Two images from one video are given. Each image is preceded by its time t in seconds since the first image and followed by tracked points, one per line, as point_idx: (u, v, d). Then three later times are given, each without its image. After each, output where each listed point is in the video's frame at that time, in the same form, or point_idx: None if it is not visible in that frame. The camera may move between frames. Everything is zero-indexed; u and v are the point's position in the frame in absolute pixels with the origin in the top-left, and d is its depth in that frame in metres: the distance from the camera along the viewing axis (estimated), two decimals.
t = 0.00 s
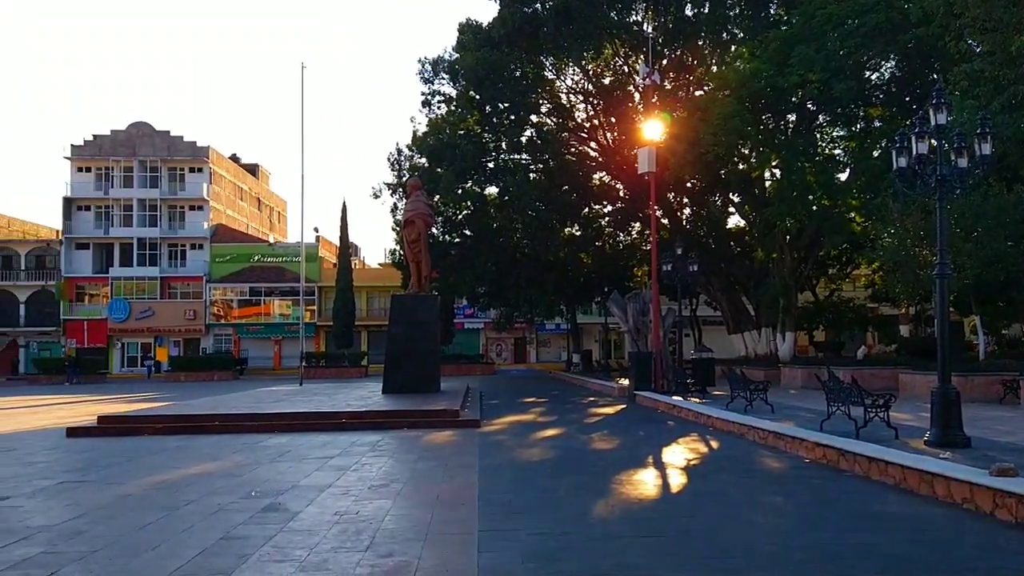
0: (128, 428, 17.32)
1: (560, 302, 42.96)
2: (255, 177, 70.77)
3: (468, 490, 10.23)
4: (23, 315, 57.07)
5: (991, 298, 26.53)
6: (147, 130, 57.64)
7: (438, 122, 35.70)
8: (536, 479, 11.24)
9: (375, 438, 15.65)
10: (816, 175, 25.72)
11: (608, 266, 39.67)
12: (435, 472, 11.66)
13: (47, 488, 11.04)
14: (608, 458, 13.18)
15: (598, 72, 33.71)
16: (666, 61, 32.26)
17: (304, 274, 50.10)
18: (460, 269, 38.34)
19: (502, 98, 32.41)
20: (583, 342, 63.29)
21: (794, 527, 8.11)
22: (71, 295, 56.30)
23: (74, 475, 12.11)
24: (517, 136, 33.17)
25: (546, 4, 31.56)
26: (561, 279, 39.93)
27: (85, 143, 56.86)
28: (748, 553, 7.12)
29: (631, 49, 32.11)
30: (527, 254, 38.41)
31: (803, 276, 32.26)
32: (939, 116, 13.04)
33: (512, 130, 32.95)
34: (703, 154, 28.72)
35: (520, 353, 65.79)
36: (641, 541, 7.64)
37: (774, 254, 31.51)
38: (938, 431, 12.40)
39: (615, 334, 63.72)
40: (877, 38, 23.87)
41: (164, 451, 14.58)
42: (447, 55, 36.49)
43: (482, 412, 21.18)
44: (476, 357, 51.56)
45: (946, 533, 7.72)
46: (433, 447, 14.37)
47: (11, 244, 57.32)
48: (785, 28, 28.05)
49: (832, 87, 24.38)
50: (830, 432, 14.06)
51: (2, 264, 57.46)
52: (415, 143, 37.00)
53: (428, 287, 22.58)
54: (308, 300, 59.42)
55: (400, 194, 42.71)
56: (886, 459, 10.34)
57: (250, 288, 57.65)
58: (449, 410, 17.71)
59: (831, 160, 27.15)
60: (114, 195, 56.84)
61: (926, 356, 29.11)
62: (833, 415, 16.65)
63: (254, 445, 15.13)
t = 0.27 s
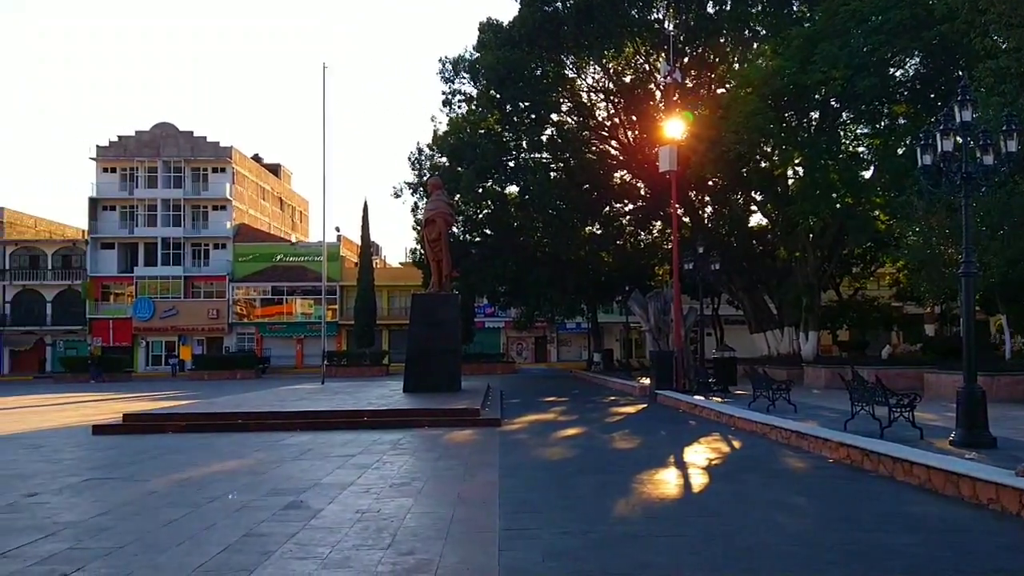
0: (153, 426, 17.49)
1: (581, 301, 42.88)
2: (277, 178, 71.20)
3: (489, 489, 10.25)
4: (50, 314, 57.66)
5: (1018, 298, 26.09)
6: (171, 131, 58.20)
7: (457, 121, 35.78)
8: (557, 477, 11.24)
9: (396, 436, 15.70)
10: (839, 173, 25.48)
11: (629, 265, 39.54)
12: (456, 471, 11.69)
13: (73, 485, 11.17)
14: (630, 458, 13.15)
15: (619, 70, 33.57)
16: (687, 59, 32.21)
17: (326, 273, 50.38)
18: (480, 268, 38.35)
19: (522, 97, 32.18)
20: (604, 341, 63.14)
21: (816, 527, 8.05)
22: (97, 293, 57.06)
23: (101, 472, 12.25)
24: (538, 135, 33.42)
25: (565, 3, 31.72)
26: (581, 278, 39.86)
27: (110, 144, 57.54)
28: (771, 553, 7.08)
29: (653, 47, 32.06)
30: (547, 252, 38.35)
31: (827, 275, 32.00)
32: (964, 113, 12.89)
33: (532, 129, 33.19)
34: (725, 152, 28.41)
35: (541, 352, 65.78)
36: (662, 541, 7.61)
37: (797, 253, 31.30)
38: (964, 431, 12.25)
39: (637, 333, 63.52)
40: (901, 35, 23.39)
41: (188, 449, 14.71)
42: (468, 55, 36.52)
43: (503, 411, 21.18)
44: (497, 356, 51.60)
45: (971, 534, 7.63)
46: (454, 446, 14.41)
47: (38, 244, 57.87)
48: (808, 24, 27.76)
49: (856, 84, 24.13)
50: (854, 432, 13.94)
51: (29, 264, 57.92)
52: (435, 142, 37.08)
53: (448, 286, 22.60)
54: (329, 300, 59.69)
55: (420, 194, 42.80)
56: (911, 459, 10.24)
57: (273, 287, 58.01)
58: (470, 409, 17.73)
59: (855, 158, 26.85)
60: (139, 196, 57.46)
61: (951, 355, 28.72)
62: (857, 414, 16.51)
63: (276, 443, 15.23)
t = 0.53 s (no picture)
0: (178, 423, 17.65)
1: (602, 298, 42.83)
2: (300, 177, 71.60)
3: (510, 487, 10.26)
4: (77, 312, 58.27)
5: None
6: (195, 130, 58.70)
7: (479, 119, 35.32)
8: (578, 476, 11.22)
9: (418, 434, 15.74)
10: (864, 170, 25.24)
11: (651, 263, 39.43)
12: (477, 468, 11.70)
13: (100, 480, 11.30)
14: (651, 456, 13.11)
15: (641, 68, 33.51)
16: (710, 55, 31.94)
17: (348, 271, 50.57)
18: (501, 266, 38.38)
19: (543, 95, 32.18)
20: (626, 339, 63.02)
21: (840, 527, 7.99)
22: (123, 292, 57.66)
23: (126, 468, 12.38)
24: (559, 133, 33.75)
25: None
26: (603, 276, 39.79)
27: (136, 144, 58.18)
28: (793, 553, 7.03)
29: (676, 44, 31.80)
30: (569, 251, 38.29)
31: (852, 272, 31.78)
32: (990, 109, 12.69)
33: (553, 128, 33.48)
34: (747, 148, 28.31)
35: (562, 350, 65.76)
36: (683, 539, 7.58)
37: (821, 250, 31.10)
38: (990, 431, 12.11)
39: (658, 332, 63.33)
40: (927, 29, 22.99)
41: (212, 446, 14.83)
42: (489, 53, 36.58)
43: (524, 409, 21.19)
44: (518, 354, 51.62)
45: (997, 534, 7.54)
46: (476, 444, 14.43)
47: (66, 243, 58.54)
48: (832, 19, 27.52)
49: (881, 79, 23.91)
50: (878, 432, 13.82)
51: (56, 262, 58.65)
52: (457, 140, 37.12)
53: (469, 285, 22.63)
54: (351, 298, 59.93)
55: (442, 192, 42.90)
56: (936, 458, 10.14)
57: (295, 285, 58.28)
58: (491, 407, 17.75)
59: (880, 154, 26.59)
60: (163, 195, 58.01)
61: (978, 354, 28.38)
62: (882, 413, 16.36)
63: (299, 440, 15.32)
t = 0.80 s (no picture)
0: (200, 420, 17.79)
1: (622, 296, 42.73)
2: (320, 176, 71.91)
3: (529, 485, 10.26)
4: (100, 310, 58.80)
5: None
6: (216, 130, 59.14)
7: (499, 117, 34.93)
8: (597, 474, 11.21)
9: (437, 432, 15.77)
10: (887, 167, 25.03)
11: (671, 261, 39.28)
12: (496, 467, 11.71)
13: (123, 477, 11.42)
14: (671, 455, 13.06)
15: (660, 64, 33.45)
16: (730, 52, 31.79)
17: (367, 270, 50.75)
18: (520, 264, 38.39)
19: (563, 93, 32.17)
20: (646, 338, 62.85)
21: (861, 527, 7.92)
22: (145, 290, 58.24)
23: (149, 465, 12.48)
24: (579, 130, 33.79)
25: None
26: (622, 273, 39.68)
27: (158, 144, 58.72)
28: (814, 553, 6.98)
29: (696, 40, 31.78)
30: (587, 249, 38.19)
31: (874, 269, 31.56)
32: (1015, 105, 12.53)
33: (572, 126, 33.47)
34: (766, 145, 28.28)
35: (581, 349, 65.69)
36: (703, 539, 7.55)
37: (842, 248, 30.85)
38: (1014, 430, 11.96)
39: (678, 330, 63.11)
40: (952, 25, 22.61)
41: (233, 443, 14.94)
42: (509, 51, 36.58)
43: (543, 407, 21.18)
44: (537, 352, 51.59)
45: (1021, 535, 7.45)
46: (494, 442, 14.43)
47: (90, 242, 59.12)
48: (854, 15, 27.25)
49: (904, 74, 23.58)
50: (901, 431, 13.69)
51: (81, 261, 59.24)
52: (476, 139, 37.10)
53: (488, 283, 22.63)
54: (371, 296, 60.13)
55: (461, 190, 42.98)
56: (960, 458, 10.03)
57: (315, 284, 58.62)
58: (510, 405, 17.75)
59: (903, 151, 26.31)
60: (185, 194, 58.48)
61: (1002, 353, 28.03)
62: (904, 413, 16.21)
63: (319, 438, 15.39)
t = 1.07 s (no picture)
0: (218, 417, 17.90)
1: (638, 292, 42.72)
2: (336, 173, 72.13)
3: (546, 482, 10.26)
4: (120, 308, 59.30)
5: None
6: (233, 128, 59.39)
7: (515, 114, 35.27)
8: (613, 471, 11.20)
9: (454, 429, 15.80)
10: (905, 163, 24.84)
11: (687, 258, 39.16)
12: (513, 463, 11.72)
13: (143, 474, 11.50)
14: (688, 452, 13.04)
15: (676, 61, 33.55)
16: (747, 48, 31.87)
17: (384, 267, 50.89)
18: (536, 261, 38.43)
19: (578, 90, 32.11)
20: (662, 334, 62.74)
21: (880, 525, 7.87)
22: (164, 288, 58.51)
23: (169, 462, 12.56)
24: (594, 127, 33.80)
25: None
26: (638, 269, 39.60)
27: (176, 143, 59.07)
28: (831, 551, 6.94)
29: (711, 37, 31.59)
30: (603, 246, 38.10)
31: (892, 265, 31.38)
32: None
33: (588, 122, 33.50)
34: (783, 142, 28.24)
35: (597, 346, 65.63)
36: (721, 536, 7.52)
37: (861, 244, 30.61)
38: None
39: (695, 326, 62.93)
40: (967, 19, 21.86)
41: (251, 440, 15.02)
42: (524, 48, 36.53)
43: (559, 404, 21.16)
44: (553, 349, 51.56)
45: None
46: (511, 439, 14.44)
47: (109, 240, 59.52)
48: (872, 9, 26.90)
49: (921, 70, 22.90)
50: (921, 428, 13.57)
51: (100, 260, 59.64)
52: (491, 136, 37.07)
53: (504, 279, 22.62)
54: (387, 293, 60.29)
55: (477, 187, 43.03)
56: (980, 456, 9.95)
57: (332, 281, 58.83)
58: (527, 402, 17.75)
59: (922, 147, 26.01)
60: (203, 192, 58.80)
61: None
62: (924, 409, 16.08)
63: (336, 434, 15.45)
